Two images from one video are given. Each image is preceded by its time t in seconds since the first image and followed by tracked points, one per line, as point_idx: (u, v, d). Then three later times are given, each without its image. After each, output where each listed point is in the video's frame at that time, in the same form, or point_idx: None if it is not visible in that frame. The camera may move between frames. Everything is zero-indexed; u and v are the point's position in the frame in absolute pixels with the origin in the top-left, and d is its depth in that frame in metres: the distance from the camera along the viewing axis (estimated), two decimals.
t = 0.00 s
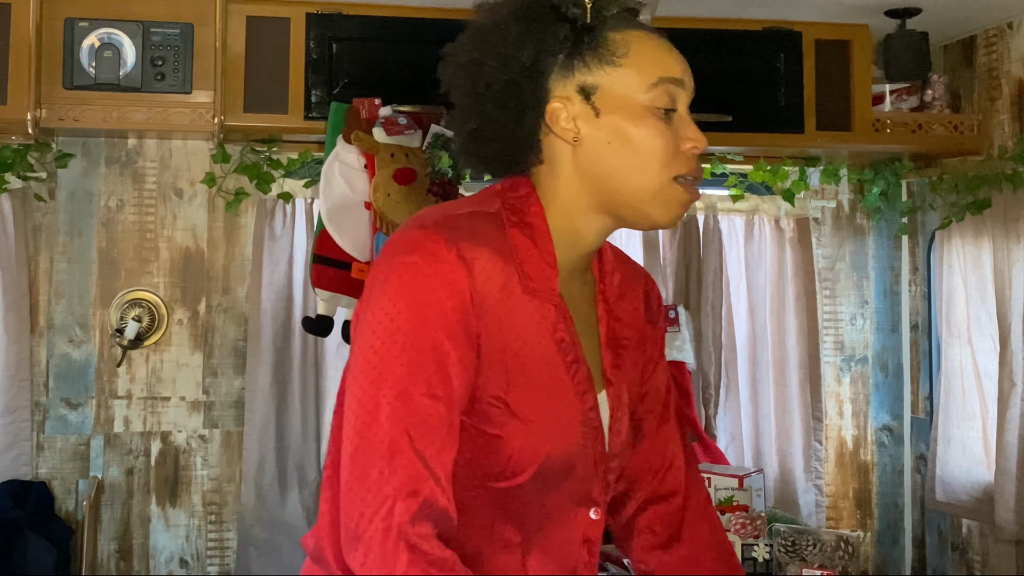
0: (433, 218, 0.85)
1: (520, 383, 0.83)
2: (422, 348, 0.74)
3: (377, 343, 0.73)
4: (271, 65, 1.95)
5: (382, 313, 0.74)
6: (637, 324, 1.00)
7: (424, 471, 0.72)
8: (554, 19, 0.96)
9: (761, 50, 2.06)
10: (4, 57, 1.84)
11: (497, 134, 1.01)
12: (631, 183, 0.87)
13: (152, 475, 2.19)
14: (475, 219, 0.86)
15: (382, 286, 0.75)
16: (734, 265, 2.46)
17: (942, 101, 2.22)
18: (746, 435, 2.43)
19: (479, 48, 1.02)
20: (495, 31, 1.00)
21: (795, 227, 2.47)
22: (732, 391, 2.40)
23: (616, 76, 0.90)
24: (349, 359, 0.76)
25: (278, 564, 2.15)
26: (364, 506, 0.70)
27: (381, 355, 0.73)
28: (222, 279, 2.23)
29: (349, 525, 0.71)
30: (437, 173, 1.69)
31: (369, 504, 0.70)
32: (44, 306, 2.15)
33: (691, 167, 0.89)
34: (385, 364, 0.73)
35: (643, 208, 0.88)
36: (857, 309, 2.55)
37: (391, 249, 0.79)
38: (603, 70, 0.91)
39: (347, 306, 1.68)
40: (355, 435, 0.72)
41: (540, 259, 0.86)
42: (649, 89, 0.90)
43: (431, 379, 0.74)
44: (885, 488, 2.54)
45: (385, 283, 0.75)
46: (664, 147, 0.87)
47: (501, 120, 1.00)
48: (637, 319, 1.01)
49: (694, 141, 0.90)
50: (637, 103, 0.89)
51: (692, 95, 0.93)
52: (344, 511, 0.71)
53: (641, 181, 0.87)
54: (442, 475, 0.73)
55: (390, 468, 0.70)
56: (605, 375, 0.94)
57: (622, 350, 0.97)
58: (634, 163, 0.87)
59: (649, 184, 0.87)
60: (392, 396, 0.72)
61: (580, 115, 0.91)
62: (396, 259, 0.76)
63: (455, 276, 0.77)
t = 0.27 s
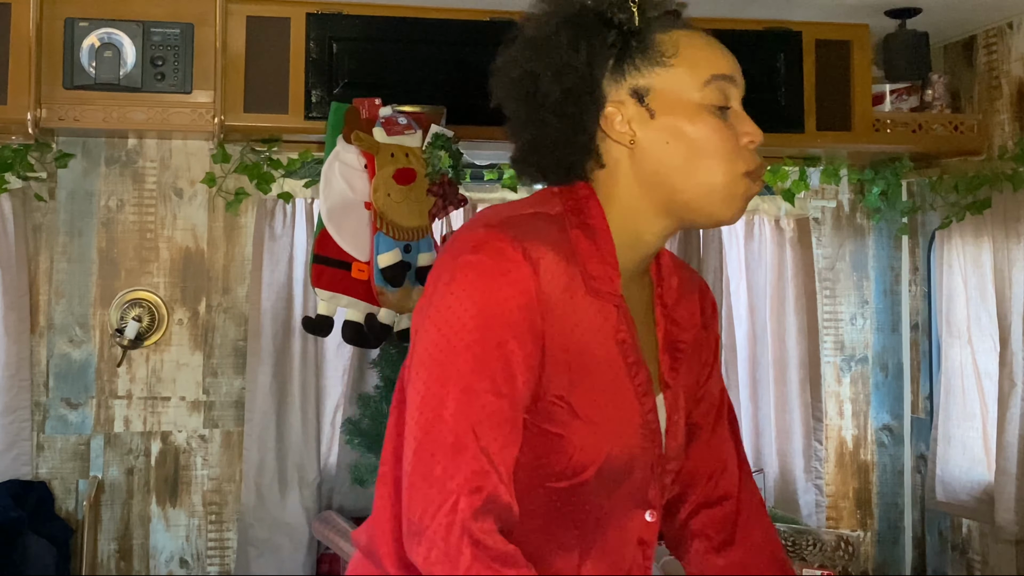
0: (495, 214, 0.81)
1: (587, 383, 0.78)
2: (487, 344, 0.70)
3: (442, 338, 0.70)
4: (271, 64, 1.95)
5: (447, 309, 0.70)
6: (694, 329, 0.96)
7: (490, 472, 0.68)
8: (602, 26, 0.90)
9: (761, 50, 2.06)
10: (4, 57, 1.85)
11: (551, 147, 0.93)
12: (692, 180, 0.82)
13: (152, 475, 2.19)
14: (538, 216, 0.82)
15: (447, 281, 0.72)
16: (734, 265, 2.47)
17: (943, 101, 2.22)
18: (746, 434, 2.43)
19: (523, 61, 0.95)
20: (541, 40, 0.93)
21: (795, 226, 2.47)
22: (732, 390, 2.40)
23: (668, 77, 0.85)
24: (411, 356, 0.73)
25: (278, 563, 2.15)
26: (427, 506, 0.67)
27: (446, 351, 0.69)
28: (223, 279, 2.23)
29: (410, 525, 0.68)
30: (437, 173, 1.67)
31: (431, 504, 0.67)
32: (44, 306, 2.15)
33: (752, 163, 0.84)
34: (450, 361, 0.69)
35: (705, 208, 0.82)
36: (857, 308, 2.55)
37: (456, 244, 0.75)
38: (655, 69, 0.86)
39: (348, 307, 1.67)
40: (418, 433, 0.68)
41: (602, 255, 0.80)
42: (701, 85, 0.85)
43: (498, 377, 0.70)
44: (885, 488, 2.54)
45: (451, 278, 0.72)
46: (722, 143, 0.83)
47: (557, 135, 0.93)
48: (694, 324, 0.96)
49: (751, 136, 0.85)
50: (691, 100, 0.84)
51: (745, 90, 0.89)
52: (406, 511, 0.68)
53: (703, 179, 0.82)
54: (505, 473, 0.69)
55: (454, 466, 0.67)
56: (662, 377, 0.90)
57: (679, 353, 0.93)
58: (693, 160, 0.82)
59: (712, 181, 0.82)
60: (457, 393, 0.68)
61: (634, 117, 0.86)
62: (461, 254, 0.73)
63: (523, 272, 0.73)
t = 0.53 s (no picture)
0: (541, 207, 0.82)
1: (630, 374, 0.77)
2: (530, 330, 0.70)
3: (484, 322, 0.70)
4: (272, 64, 1.95)
5: (492, 294, 0.71)
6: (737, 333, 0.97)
7: (529, 456, 0.68)
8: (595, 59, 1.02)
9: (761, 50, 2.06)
10: (4, 57, 1.85)
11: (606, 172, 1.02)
12: (630, 169, 0.86)
13: (152, 475, 2.19)
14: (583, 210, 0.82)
15: (493, 267, 0.73)
16: (735, 265, 2.47)
17: (943, 100, 2.22)
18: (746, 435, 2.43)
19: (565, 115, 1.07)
20: (569, 96, 1.06)
21: (795, 226, 2.47)
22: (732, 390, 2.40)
23: (615, 85, 0.93)
24: (455, 339, 0.73)
25: (278, 563, 2.15)
26: (465, 485, 0.67)
27: (489, 334, 0.70)
28: (222, 279, 2.23)
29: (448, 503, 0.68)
30: (436, 172, 1.67)
31: (471, 483, 0.67)
32: (44, 306, 2.15)
33: (682, 134, 0.84)
34: (492, 345, 0.69)
35: (648, 189, 0.85)
36: (857, 308, 2.55)
37: (504, 231, 0.76)
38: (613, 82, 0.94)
39: (348, 307, 1.66)
40: (459, 415, 0.69)
41: (641, 247, 0.82)
42: (633, 78, 0.90)
43: (541, 363, 0.70)
44: (885, 488, 2.54)
45: (496, 264, 0.73)
46: (647, 126, 0.86)
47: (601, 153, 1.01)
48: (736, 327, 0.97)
49: (678, 108, 0.85)
50: (626, 97, 0.90)
51: (689, 64, 0.88)
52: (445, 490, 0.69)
53: (636, 166, 0.85)
54: (544, 454, 0.70)
55: (493, 448, 0.67)
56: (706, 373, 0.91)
57: (724, 355, 0.94)
58: (626, 149, 0.87)
59: (643, 165, 0.85)
60: (499, 375, 0.69)
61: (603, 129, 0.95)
62: (508, 242, 0.74)
63: (567, 262, 0.74)
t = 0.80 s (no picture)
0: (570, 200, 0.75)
1: (655, 375, 0.70)
2: (561, 323, 0.61)
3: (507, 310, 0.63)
4: (271, 64, 1.95)
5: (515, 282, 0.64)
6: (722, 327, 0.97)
7: (548, 456, 0.60)
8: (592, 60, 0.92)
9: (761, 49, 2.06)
10: (4, 57, 1.84)
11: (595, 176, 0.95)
12: (635, 196, 0.81)
13: (152, 475, 2.19)
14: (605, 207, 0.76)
15: (527, 257, 0.64)
16: (735, 265, 2.47)
17: (943, 100, 2.22)
18: (745, 435, 2.43)
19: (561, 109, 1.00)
20: (559, 85, 0.98)
21: (795, 226, 2.47)
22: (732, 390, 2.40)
23: (620, 94, 0.84)
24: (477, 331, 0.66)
25: (278, 563, 2.15)
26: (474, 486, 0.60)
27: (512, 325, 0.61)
28: (222, 279, 2.23)
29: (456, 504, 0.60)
30: (436, 173, 1.67)
31: (481, 482, 0.59)
32: (44, 306, 2.15)
33: (696, 165, 0.78)
34: (519, 337, 0.61)
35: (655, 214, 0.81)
36: (857, 308, 2.55)
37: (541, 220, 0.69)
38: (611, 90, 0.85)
39: (348, 307, 1.66)
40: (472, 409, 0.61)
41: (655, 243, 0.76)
42: (644, 93, 0.81)
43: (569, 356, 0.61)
44: (885, 488, 2.54)
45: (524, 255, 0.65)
46: (659, 153, 0.79)
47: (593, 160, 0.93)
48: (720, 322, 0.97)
49: (692, 135, 0.79)
50: (632, 111, 0.82)
51: (704, 82, 0.80)
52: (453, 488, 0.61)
53: (639, 193, 0.81)
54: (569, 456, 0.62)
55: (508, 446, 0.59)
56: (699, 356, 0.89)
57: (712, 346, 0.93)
58: (634, 173, 0.81)
59: (650, 195, 0.80)
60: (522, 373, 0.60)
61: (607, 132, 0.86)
62: (541, 229, 0.67)
63: (606, 253, 0.66)
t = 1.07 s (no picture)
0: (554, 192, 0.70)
1: (636, 374, 0.66)
2: (549, 311, 0.55)
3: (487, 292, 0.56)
4: (271, 64, 1.95)
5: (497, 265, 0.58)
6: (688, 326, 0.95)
7: (523, 450, 0.53)
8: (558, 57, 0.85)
9: (761, 49, 2.06)
10: (4, 57, 1.85)
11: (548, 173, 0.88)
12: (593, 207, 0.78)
13: (152, 475, 2.19)
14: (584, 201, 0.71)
15: (513, 253, 0.58)
16: (735, 266, 2.47)
17: (943, 100, 2.22)
18: (746, 434, 2.43)
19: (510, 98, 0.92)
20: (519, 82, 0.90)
21: (795, 226, 2.47)
22: (732, 390, 2.40)
23: (587, 99, 0.79)
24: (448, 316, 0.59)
25: (278, 563, 2.15)
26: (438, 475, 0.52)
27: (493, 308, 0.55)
28: (223, 279, 2.23)
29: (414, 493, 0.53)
30: (436, 173, 1.67)
31: (447, 471, 0.52)
32: (44, 306, 2.15)
33: (660, 186, 0.76)
34: (503, 322, 0.54)
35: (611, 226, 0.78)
36: (857, 309, 2.55)
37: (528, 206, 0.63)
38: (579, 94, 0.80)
39: (348, 307, 1.66)
40: (439, 392, 0.54)
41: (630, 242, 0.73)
42: (616, 104, 0.77)
43: (555, 346, 0.55)
44: (885, 488, 2.54)
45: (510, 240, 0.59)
46: (626, 169, 0.76)
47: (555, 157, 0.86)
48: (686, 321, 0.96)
49: (660, 153, 0.75)
50: (599, 120, 0.77)
51: (675, 99, 0.77)
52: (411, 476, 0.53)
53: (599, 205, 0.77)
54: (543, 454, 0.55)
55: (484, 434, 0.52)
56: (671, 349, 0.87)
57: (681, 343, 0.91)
58: (598, 182, 0.77)
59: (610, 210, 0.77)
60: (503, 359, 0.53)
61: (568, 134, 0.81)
62: (529, 220, 0.61)
63: (593, 254, 0.61)
